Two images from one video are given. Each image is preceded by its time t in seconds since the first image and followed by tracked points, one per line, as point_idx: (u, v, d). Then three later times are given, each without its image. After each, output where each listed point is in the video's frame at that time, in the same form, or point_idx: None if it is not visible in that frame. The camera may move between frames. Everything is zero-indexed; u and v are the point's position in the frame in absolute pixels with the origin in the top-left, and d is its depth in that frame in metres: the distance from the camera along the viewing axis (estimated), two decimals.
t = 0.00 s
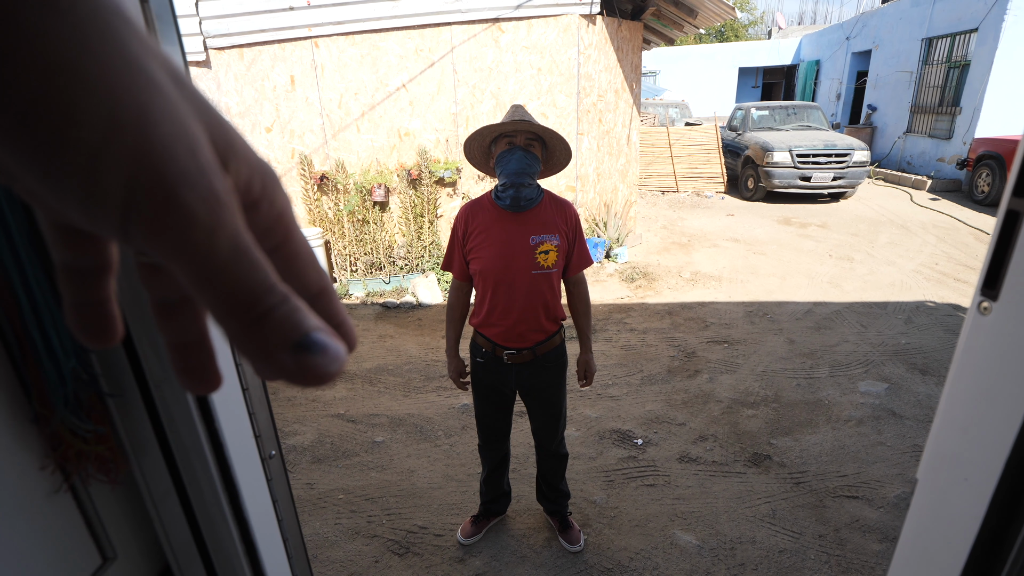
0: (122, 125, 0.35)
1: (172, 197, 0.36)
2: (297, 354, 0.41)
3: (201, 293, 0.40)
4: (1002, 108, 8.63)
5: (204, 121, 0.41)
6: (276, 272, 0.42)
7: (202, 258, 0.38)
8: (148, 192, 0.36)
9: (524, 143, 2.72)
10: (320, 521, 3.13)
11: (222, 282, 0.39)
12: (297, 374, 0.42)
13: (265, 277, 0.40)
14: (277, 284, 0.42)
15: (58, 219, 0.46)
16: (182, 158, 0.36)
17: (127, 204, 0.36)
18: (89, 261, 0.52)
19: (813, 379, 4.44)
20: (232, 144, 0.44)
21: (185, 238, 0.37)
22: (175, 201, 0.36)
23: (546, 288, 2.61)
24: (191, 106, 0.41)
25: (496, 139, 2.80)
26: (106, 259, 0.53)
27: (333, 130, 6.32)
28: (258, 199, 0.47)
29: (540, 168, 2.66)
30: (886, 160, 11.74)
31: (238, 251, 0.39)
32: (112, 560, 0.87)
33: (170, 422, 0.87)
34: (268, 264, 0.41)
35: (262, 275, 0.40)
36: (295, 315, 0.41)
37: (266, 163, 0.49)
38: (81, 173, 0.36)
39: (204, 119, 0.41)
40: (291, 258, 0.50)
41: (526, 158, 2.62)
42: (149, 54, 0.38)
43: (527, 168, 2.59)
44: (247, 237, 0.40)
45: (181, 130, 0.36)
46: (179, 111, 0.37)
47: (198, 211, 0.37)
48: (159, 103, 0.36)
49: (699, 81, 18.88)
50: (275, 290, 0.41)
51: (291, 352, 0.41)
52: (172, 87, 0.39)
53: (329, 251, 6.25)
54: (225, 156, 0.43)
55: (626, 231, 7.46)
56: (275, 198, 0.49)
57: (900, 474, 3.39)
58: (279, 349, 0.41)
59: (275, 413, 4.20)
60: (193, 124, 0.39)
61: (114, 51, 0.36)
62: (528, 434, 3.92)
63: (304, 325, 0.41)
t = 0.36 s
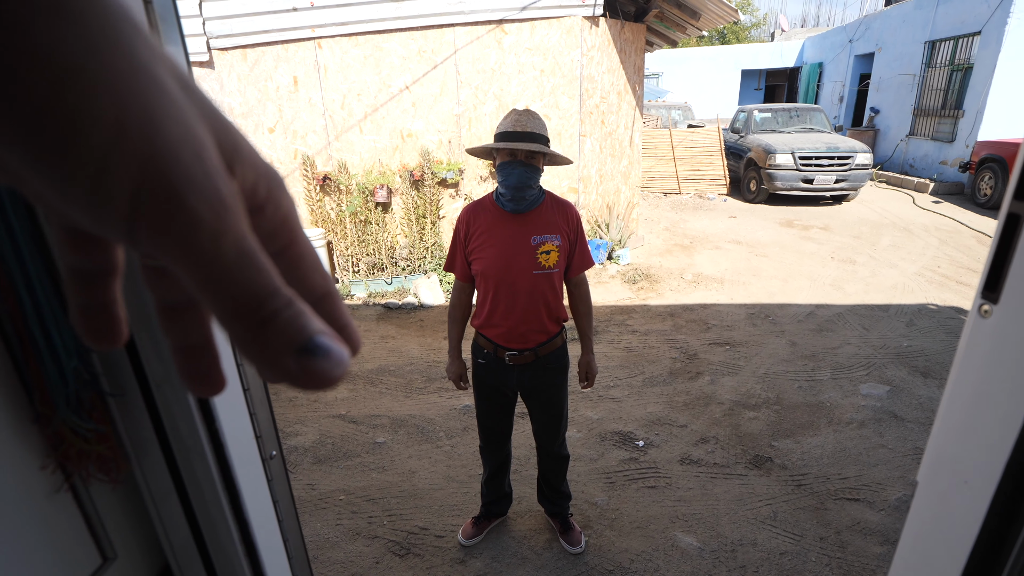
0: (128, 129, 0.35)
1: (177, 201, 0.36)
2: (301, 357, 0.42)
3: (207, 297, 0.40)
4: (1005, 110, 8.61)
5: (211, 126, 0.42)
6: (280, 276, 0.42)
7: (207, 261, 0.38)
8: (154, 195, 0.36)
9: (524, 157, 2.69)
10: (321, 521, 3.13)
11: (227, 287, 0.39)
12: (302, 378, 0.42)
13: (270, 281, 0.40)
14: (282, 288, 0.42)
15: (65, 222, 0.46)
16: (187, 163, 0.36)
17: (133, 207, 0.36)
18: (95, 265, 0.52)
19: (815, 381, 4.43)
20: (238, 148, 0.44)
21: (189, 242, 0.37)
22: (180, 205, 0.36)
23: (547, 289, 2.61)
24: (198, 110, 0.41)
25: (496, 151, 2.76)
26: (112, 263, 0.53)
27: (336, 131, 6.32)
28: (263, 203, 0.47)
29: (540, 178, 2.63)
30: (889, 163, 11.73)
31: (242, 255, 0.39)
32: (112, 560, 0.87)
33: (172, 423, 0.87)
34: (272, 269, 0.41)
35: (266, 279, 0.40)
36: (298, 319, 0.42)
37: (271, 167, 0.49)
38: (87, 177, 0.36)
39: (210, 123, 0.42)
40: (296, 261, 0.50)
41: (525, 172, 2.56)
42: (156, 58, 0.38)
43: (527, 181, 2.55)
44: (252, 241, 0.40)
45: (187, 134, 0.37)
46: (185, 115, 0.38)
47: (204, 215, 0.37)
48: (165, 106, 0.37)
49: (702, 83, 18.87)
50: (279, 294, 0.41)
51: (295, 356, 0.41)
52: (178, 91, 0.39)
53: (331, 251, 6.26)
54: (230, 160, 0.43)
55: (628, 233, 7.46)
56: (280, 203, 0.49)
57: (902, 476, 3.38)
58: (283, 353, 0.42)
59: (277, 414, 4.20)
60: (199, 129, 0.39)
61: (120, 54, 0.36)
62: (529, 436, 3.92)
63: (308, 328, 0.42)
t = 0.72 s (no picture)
0: (133, 127, 0.35)
1: (182, 199, 0.36)
2: (308, 355, 0.41)
3: (214, 294, 0.40)
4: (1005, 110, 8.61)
5: (215, 123, 0.41)
6: (288, 273, 0.42)
7: (213, 260, 0.38)
8: (159, 192, 0.36)
9: (527, 150, 2.70)
10: (321, 521, 3.13)
11: (233, 283, 0.39)
12: (311, 375, 0.41)
13: (276, 278, 0.40)
14: (289, 286, 0.41)
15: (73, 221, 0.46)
16: (192, 161, 0.36)
17: (138, 204, 0.36)
18: (105, 264, 0.52)
19: (814, 381, 4.43)
20: (243, 145, 0.44)
21: (196, 239, 0.37)
22: (185, 201, 0.36)
23: (548, 290, 2.61)
24: (201, 107, 0.41)
25: (498, 145, 2.78)
26: (122, 263, 0.53)
27: (336, 131, 6.33)
28: (270, 200, 0.47)
29: (543, 173, 2.66)
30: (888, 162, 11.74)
31: (249, 252, 0.39)
32: (112, 560, 0.87)
33: (172, 423, 0.87)
34: (279, 266, 0.41)
35: (273, 276, 0.40)
36: (306, 316, 0.41)
37: (278, 164, 0.49)
38: (92, 177, 0.36)
39: (214, 121, 0.41)
40: (303, 258, 0.50)
41: (529, 165, 2.60)
42: (157, 56, 0.38)
43: (529, 174, 2.58)
44: (258, 239, 0.40)
45: (190, 133, 0.36)
46: (188, 114, 0.37)
47: (209, 213, 0.37)
48: (165, 102, 0.36)
49: (701, 82, 18.86)
50: (286, 292, 0.41)
51: (302, 353, 0.41)
52: (181, 88, 0.39)
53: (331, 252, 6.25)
54: (236, 158, 0.43)
55: (627, 233, 7.46)
56: (286, 200, 0.49)
57: (901, 476, 3.38)
58: (291, 349, 0.41)
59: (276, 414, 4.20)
60: (203, 127, 0.39)
61: (121, 52, 0.36)
62: (529, 436, 3.92)
63: (316, 326, 0.41)
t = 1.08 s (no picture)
0: (120, 124, 0.35)
1: (171, 198, 0.35)
2: (298, 355, 0.40)
3: (202, 293, 0.39)
4: (1003, 107, 8.62)
5: (204, 122, 0.41)
6: (277, 272, 0.42)
7: (202, 259, 0.37)
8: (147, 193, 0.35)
9: (526, 148, 2.71)
10: (320, 521, 3.13)
11: (224, 283, 0.39)
12: (301, 375, 0.41)
13: (266, 277, 0.40)
14: (278, 285, 0.41)
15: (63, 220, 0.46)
16: (179, 159, 0.35)
17: (126, 205, 0.36)
18: (93, 266, 0.52)
19: (813, 379, 4.44)
20: (232, 144, 0.44)
21: (184, 238, 0.36)
22: (173, 200, 0.35)
23: (547, 288, 2.61)
24: (190, 105, 0.40)
25: (497, 143, 2.78)
26: (111, 263, 0.53)
27: (334, 130, 6.32)
28: (259, 199, 0.46)
29: (542, 171, 2.67)
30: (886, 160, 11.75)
31: (238, 251, 0.38)
32: (108, 562, 0.87)
33: (168, 423, 0.87)
34: (269, 266, 0.40)
35: (263, 275, 0.40)
36: (296, 316, 0.41)
37: (267, 164, 0.49)
38: (80, 176, 0.36)
39: (204, 120, 0.41)
40: (293, 258, 0.49)
41: (528, 163, 2.62)
42: (146, 54, 0.38)
43: (529, 172, 2.59)
44: (248, 237, 0.39)
45: (179, 130, 0.36)
46: (177, 111, 0.37)
47: (198, 212, 0.36)
48: (153, 100, 0.36)
49: (700, 81, 18.85)
50: (276, 291, 0.41)
51: (293, 353, 0.41)
52: (171, 87, 0.39)
53: (329, 251, 6.24)
54: (225, 157, 0.43)
55: (626, 231, 7.45)
56: (277, 199, 0.48)
57: (900, 474, 3.39)
58: (281, 349, 0.41)
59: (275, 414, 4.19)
60: (193, 125, 0.38)
61: (109, 48, 0.36)
62: (528, 435, 3.92)
63: (306, 326, 0.41)
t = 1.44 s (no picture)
0: (124, 122, 0.35)
1: (176, 195, 0.36)
2: (302, 350, 0.41)
3: (206, 290, 0.40)
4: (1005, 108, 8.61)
5: (210, 119, 0.41)
6: (281, 268, 0.42)
7: (206, 256, 0.38)
8: (152, 191, 0.36)
9: (526, 148, 2.71)
10: (320, 520, 3.13)
11: (229, 278, 0.39)
12: (304, 371, 0.41)
13: (270, 274, 0.40)
14: (282, 282, 0.41)
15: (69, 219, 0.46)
16: (184, 156, 0.36)
17: (133, 203, 0.36)
18: (97, 264, 0.53)
19: (814, 379, 4.44)
20: (237, 141, 0.44)
21: (189, 233, 0.37)
22: (178, 196, 0.36)
23: (547, 288, 2.61)
24: (195, 102, 0.41)
25: (497, 143, 2.78)
26: (114, 261, 0.54)
27: (335, 130, 6.33)
28: (263, 197, 0.47)
29: (541, 171, 2.67)
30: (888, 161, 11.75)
31: (242, 247, 0.39)
32: (111, 559, 0.87)
33: (170, 422, 0.87)
34: (273, 262, 0.41)
35: (267, 271, 0.40)
36: (300, 312, 0.41)
37: (270, 161, 0.49)
38: (85, 174, 0.36)
39: (209, 117, 0.41)
40: (297, 255, 0.50)
41: (527, 163, 2.62)
42: (151, 51, 0.38)
43: (528, 172, 2.59)
44: (251, 234, 0.40)
45: (183, 127, 0.36)
46: (182, 108, 0.37)
47: (202, 209, 0.37)
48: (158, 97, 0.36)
49: (701, 81, 18.83)
50: (280, 287, 0.41)
51: (297, 349, 0.41)
52: (176, 84, 0.39)
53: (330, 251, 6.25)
54: (229, 154, 0.43)
55: (627, 232, 7.45)
56: (280, 197, 0.49)
57: (902, 474, 3.39)
58: (285, 345, 0.41)
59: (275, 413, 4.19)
60: (197, 122, 0.38)
61: (112, 43, 0.36)
62: (528, 435, 3.92)
63: (310, 323, 0.41)
